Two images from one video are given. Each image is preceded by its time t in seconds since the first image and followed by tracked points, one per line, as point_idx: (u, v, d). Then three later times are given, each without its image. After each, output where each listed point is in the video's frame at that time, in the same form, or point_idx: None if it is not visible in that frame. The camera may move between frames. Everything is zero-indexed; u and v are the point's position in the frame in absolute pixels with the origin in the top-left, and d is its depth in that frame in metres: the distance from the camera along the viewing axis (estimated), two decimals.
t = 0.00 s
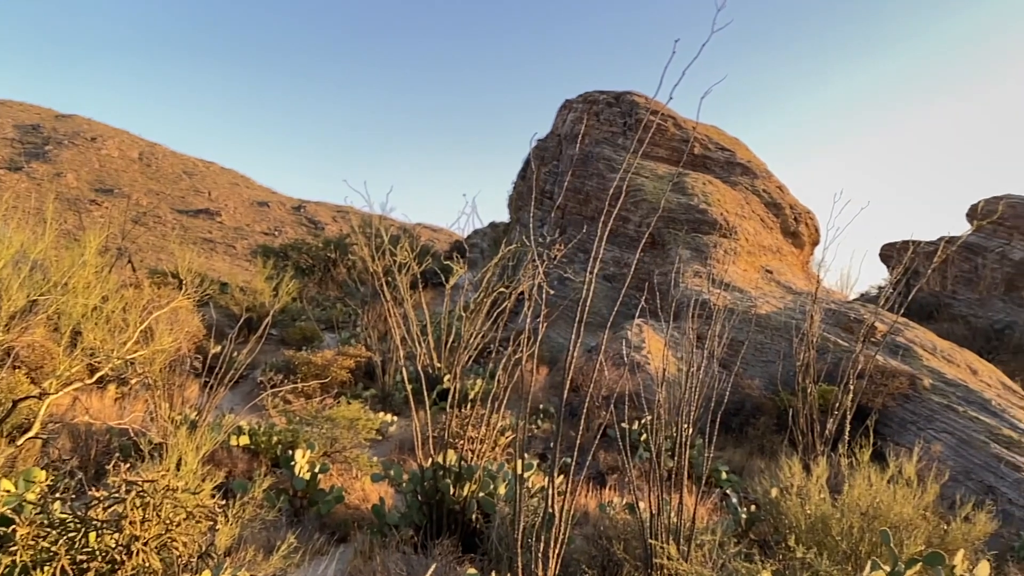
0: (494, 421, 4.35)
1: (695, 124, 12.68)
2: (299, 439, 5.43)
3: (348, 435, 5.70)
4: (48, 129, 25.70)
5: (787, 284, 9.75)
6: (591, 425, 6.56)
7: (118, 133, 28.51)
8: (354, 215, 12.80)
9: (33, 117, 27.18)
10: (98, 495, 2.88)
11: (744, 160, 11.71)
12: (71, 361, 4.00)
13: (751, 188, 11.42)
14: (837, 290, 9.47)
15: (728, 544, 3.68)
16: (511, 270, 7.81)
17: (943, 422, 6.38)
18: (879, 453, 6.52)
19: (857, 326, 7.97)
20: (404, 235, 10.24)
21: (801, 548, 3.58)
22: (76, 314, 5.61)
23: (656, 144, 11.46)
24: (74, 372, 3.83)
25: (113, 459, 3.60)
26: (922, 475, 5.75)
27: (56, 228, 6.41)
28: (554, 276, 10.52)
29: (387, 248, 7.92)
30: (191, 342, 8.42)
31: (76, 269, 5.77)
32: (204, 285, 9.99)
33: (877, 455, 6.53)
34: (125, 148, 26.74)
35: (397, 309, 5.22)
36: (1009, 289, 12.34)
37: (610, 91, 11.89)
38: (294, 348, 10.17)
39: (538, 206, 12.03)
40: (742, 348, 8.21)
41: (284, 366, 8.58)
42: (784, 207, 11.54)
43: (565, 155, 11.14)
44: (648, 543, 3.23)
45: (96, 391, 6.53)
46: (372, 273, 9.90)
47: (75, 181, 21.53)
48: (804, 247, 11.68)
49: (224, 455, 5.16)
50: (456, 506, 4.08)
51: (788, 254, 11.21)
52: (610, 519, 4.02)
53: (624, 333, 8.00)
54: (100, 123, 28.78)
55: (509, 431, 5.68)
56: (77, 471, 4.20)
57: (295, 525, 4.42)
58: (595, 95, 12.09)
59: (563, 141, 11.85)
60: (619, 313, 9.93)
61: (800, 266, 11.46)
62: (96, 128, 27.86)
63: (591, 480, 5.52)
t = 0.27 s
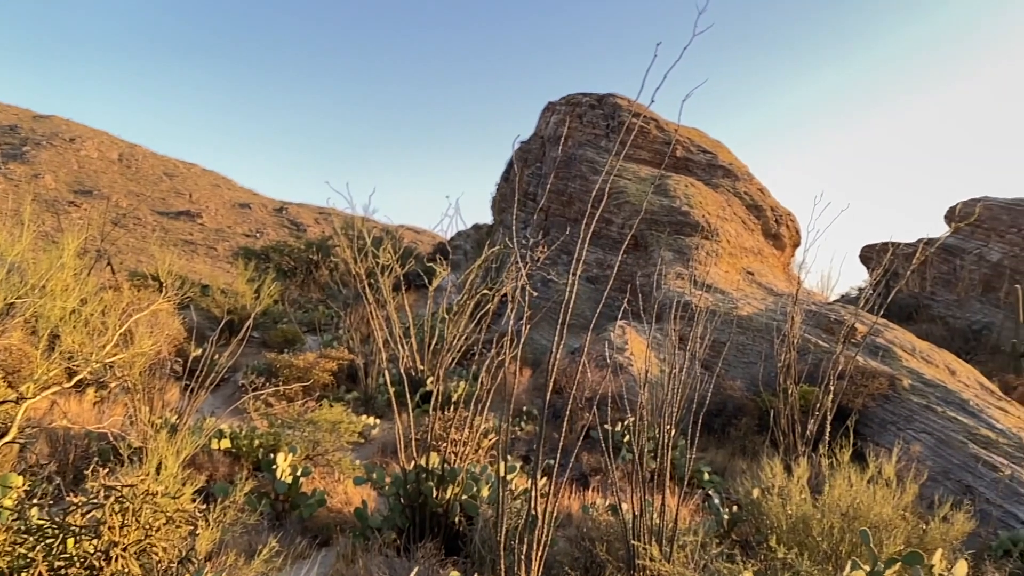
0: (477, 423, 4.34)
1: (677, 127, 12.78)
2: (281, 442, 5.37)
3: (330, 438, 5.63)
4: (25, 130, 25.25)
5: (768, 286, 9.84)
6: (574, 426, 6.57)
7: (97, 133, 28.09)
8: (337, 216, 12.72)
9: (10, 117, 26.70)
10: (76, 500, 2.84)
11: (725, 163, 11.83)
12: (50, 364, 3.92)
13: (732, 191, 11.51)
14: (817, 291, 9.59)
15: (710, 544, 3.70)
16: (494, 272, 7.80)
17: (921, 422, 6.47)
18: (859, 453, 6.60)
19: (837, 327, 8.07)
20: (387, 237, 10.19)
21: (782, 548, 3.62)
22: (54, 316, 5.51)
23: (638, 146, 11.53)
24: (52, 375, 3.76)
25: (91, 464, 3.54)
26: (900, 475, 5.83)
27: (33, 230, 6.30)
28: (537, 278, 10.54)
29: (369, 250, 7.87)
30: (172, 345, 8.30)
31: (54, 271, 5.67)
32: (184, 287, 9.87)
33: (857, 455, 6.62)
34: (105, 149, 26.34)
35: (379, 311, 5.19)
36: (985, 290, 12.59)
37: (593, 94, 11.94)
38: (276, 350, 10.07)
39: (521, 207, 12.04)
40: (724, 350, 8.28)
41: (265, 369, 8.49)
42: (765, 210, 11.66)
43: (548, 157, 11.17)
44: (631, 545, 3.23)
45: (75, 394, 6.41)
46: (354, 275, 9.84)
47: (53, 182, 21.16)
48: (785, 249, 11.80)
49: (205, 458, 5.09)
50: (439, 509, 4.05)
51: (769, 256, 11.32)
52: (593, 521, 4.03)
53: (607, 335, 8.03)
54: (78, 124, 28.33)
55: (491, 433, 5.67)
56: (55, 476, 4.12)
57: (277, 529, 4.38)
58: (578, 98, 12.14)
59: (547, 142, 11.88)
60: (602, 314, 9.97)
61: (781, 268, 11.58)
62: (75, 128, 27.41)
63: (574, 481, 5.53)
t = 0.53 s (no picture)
0: (461, 427, 4.31)
1: (660, 131, 12.88)
2: (263, 447, 5.30)
3: (313, 443, 5.52)
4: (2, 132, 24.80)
5: (750, 289, 9.93)
6: (557, 430, 6.57)
7: (77, 136, 27.66)
8: (320, 220, 12.64)
9: None
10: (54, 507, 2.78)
11: (708, 167, 11.94)
12: (27, 369, 3.84)
13: (715, 195, 11.62)
14: (798, 294, 9.69)
15: (692, 547, 3.71)
16: (478, 275, 7.79)
17: (901, 424, 6.55)
18: (841, 455, 6.67)
19: (818, 330, 8.16)
20: (370, 241, 10.14)
21: (765, 551, 3.64)
22: (31, 321, 5.40)
23: (622, 150, 11.60)
24: (29, 380, 3.69)
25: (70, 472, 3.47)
26: (880, 477, 5.90)
27: (10, 233, 6.18)
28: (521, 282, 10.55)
29: (352, 253, 7.82)
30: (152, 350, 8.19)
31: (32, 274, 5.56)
32: (164, 291, 9.74)
33: (838, 457, 6.69)
34: (84, 152, 25.96)
35: (362, 314, 5.15)
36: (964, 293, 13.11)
37: (577, 98, 12.01)
38: (258, 355, 9.97)
39: (505, 211, 12.05)
40: (707, 353, 8.33)
41: (247, 373, 8.40)
42: (747, 213, 11.77)
43: (532, 160, 11.20)
44: (614, 548, 3.24)
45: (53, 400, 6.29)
46: (336, 279, 9.78)
47: (32, 185, 20.81)
48: (766, 252, 11.92)
49: (186, 464, 5.02)
50: (423, 513, 4.02)
51: (751, 259, 11.42)
52: (576, 524, 4.03)
53: (591, 338, 8.05)
54: (57, 126, 27.89)
55: (475, 437, 5.64)
56: (33, 483, 4.04)
57: (259, 535, 4.32)
58: (561, 102, 12.19)
59: (530, 146, 11.91)
60: (586, 317, 10.00)
61: (763, 271, 11.69)
62: (53, 131, 26.98)
63: (557, 485, 5.52)
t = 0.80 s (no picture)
0: (445, 432, 4.28)
1: (643, 136, 12.96)
2: (246, 453, 5.23)
3: (295, 448, 5.52)
4: None
5: (733, 294, 10.01)
6: (542, 435, 6.56)
7: (56, 139, 27.26)
8: (303, 224, 12.55)
9: None
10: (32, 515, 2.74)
11: (691, 172, 12.03)
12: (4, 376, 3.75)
13: (698, 200, 11.71)
14: (780, 299, 9.78)
15: (676, 552, 3.72)
16: (462, 280, 7.77)
17: (883, 428, 6.62)
18: (823, 459, 6.73)
19: (801, 334, 8.23)
20: (353, 245, 10.08)
21: (748, 555, 3.66)
22: (9, 326, 5.29)
23: (605, 155, 11.65)
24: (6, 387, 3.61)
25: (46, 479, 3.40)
26: (862, 481, 5.96)
27: None
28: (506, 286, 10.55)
29: (335, 258, 7.77)
30: (133, 356, 8.06)
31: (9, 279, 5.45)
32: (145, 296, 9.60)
33: (821, 461, 6.75)
34: (64, 155, 25.59)
35: (345, 319, 5.12)
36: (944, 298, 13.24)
37: (561, 103, 12.05)
38: (241, 360, 9.85)
39: (489, 216, 12.05)
40: (691, 357, 8.37)
41: (230, 379, 8.29)
42: (729, 219, 11.87)
43: (517, 165, 11.21)
44: (598, 553, 3.23)
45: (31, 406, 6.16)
46: (320, 284, 9.71)
47: (10, 189, 20.47)
48: (749, 257, 12.03)
49: (167, 470, 4.94)
50: (406, 519, 3.99)
51: (734, 264, 11.51)
52: (560, 530, 4.02)
53: (575, 342, 8.06)
54: (36, 129, 27.47)
55: (459, 442, 5.62)
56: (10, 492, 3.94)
57: (241, 542, 4.26)
58: (546, 107, 12.23)
59: (515, 151, 11.92)
60: (570, 322, 10.02)
61: (745, 275, 11.79)
62: (33, 134, 26.57)
63: (541, 490, 5.51)
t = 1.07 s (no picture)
0: (430, 436, 4.25)
1: (628, 141, 13.04)
2: (229, 458, 5.15)
3: (279, 453, 5.42)
4: None
5: (717, 298, 10.08)
6: (527, 439, 6.56)
7: (36, 140, 26.85)
8: (288, 227, 12.46)
9: None
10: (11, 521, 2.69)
11: (675, 177, 12.11)
12: None
13: (682, 204, 11.79)
14: (763, 303, 9.87)
15: (660, 555, 3.73)
16: (447, 283, 7.75)
17: (865, 432, 6.69)
18: (806, 462, 6.79)
19: (784, 338, 8.31)
20: (338, 248, 10.02)
21: (732, 558, 3.69)
22: None
23: (591, 159, 11.70)
24: None
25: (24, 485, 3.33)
26: (844, 484, 6.02)
27: None
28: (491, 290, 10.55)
29: (320, 261, 7.71)
30: (114, 359, 7.95)
31: None
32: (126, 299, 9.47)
33: (804, 464, 6.80)
34: (45, 156, 25.21)
35: (329, 323, 5.08)
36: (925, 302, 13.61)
37: (546, 108, 12.09)
38: (224, 364, 9.75)
39: (475, 220, 12.04)
40: (675, 361, 8.41)
41: (213, 383, 8.20)
42: (713, 223, 11.97)
43: (502, 169, 11.23)
44: (583, 556, 3.23)
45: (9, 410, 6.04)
46: (304, 287, 9.64)
47: None
48: (733, 261, 12.13)
49: (149, 475, 4.87)
50: (391, 524, 3.95)
51: (718, 268, 11.60)
52: (545, 533, 4.01)
53: (561, 346, 8.07)
54: (16, 130, 27.05)
55: (444, 446, 5.60)
56: None
57: (223, 547, 4.21)
58: (531, 111, 12.28)
59: (500, 155, 11.94)
60: (555, 326, 10.04)
61: (729, 280, 11.88)
62: (12, 134, 26.15)
63: (526, 494, 5.51)
